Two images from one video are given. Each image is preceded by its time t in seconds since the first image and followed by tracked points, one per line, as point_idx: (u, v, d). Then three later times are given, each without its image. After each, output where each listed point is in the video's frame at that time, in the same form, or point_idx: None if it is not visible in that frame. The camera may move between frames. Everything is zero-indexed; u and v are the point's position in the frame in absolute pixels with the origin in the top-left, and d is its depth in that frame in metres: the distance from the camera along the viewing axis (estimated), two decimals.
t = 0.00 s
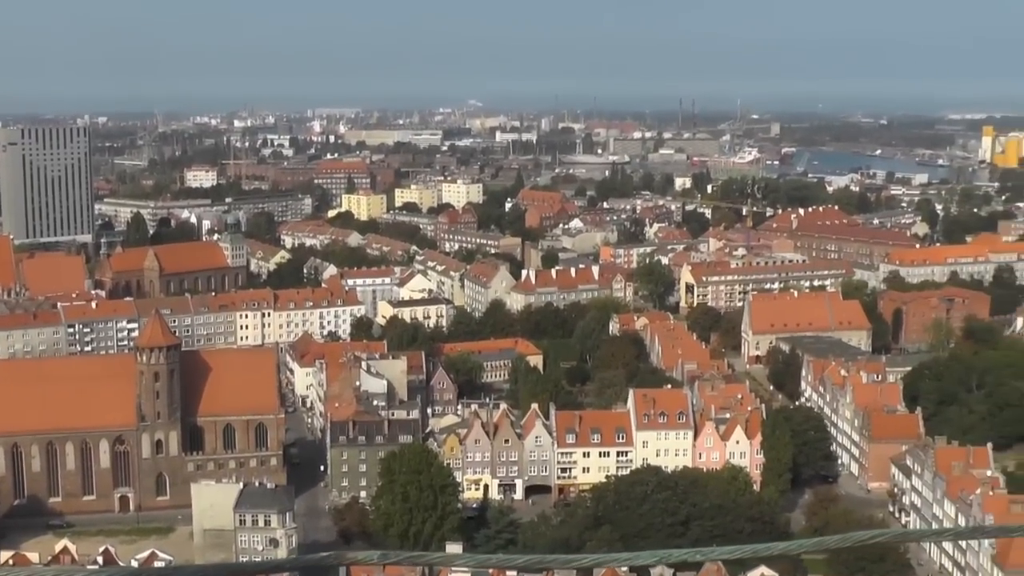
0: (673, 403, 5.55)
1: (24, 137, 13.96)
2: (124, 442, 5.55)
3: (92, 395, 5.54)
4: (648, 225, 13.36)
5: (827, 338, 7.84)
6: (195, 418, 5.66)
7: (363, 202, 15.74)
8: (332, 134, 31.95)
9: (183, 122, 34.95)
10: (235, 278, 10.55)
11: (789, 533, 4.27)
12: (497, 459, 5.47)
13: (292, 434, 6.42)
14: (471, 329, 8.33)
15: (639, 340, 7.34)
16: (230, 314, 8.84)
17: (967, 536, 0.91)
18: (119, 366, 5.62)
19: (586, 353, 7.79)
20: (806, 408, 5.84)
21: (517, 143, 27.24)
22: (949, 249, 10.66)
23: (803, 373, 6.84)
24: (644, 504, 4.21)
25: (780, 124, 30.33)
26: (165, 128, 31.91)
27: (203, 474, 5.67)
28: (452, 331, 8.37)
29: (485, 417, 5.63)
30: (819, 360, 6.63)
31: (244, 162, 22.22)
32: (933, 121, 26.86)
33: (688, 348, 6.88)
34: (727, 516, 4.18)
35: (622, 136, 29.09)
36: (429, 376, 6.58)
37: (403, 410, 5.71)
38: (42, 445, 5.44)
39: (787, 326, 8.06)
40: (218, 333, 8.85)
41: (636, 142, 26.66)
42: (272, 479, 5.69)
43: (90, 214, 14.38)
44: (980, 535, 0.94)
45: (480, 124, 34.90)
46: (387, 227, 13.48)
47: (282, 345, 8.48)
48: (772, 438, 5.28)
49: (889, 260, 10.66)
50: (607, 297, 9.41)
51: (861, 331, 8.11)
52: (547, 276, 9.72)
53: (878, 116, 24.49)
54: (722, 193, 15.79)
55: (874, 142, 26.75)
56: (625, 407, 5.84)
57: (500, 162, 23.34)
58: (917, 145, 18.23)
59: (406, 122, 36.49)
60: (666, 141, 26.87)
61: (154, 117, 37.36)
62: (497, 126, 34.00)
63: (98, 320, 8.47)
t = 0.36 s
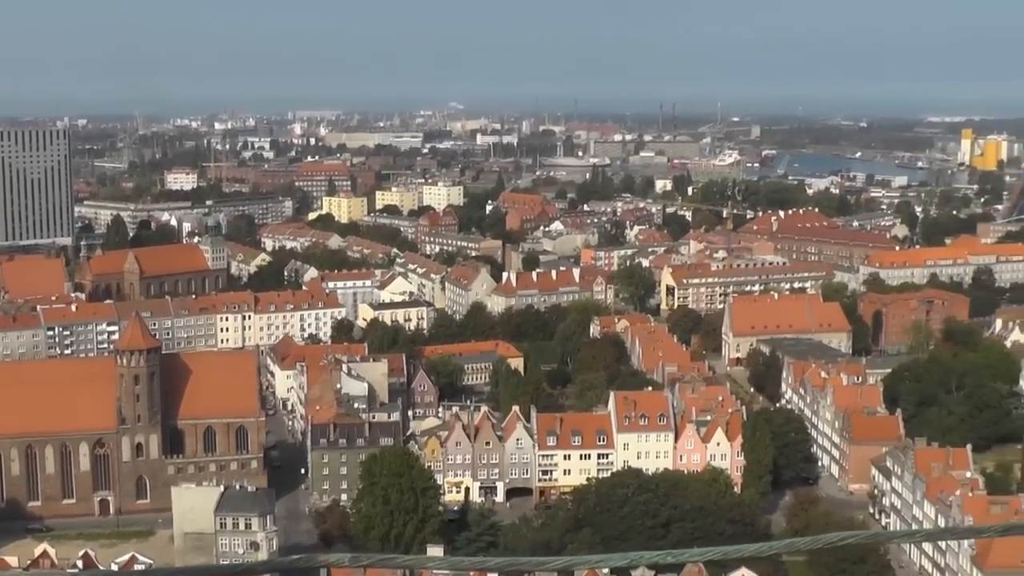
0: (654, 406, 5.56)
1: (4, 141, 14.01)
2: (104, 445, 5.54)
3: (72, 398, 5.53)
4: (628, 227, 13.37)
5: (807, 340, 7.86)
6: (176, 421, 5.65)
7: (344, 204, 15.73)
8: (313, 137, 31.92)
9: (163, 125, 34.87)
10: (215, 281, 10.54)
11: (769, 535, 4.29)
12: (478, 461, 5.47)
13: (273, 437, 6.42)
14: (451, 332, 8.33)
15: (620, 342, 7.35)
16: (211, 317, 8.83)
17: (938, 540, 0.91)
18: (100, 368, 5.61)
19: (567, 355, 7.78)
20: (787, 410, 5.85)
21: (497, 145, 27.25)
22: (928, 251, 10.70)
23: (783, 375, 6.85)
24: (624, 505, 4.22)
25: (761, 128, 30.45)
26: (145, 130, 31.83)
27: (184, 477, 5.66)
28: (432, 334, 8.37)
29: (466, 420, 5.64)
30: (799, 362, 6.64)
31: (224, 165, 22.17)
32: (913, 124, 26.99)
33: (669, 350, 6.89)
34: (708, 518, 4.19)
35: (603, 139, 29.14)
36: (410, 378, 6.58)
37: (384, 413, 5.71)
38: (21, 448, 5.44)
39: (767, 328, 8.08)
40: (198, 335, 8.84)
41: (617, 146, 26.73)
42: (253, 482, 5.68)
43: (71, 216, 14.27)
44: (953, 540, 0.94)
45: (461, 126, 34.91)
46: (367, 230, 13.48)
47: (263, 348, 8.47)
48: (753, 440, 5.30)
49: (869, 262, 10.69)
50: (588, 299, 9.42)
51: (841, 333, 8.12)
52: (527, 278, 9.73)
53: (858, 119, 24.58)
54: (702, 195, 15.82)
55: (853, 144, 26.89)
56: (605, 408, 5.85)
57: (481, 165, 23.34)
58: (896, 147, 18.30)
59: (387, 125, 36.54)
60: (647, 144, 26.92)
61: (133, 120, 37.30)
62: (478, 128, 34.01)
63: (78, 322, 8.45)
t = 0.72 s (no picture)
0: (635, 408, 5.56)
1: None
2: (84, 450, 5.52)
3: (52, 403, 5.51)
4: (609, 230, 13.39)
5: (788, 341, 7.88)
6: (156, 426, 5.65)
7: (325, 208, 15.71)
8: (293, 140, 31.82)
9: (144, 128, 34.72)
10: (196, 284, 10.52)
11: (750, 536, 4.31)
12: (460, 464, 5.47)
13: (254, 440, 6.40)
14: (433, 335, 8.33)
15: (601, 344, 7.36)
16: (192, 321, 8.80)
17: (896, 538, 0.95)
18: (80, 373, 5.60)
19: (548, 358, 7.79)
20: (768, 412, 5.86)
21: (478, 148, 27.25)
22: (908, 253, 10.74)
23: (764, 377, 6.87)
24: (606, 508, 4.24)
25: (742, 130, 30.53)
26: (125, 133, 31.70)
27: (165, 482, 5.65)
28: (414, 337, 8.37)
29: (448, 423, 5.64)
30: (780, 363, 6.66)
31: (205, 168, 22.10)
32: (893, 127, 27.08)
33: (650, 352, 6.90)
34: (689, 520, 4.20)
35: (584, 142, 29.15)
36: (392, 381, 6.58)
37: (365, 416, 5.70)
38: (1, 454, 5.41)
39: (747, 330, 8.10)
40: (179, 339, 8.81)
41: (598, 149, 26.76)
42: (234, 486, 5.67)
43: (50, 220, 14.22)
44: (920, 539, 0.97)
45: (443, 129, 34.91)
46: (348, 233, 13.47)
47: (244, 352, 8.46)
48: (734, 442, 5.32)
49: (849, 264, 10.73)
50: (569, 301, 9.43)
51: (822, 334, 8.15)
52: (509, 281, 9.73)
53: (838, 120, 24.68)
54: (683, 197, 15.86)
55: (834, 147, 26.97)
56: (587, 411, 5.86)
57: (462, 168, 23.32)
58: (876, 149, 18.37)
59: (368, 128, 36.49)
60: (628, 147, 26.98)
61: (114, 123, 37.15)
62: (459, 131, 34.02)
63: (58, 327, 8.43)
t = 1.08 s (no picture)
0: (616, 410, 5.57)
1: None
2: (63, 455, 5.50)
3: (30, 407, 5.49)
4: (589, 233, 13.41)
5: (767, 344, 7.91)
6: (136, 430, 5.63)
7: (305, 211, 15.69)
8: (273, 143, 31.75)
9: (122, 132, 34.58)
10: (176, 288, 10.46)
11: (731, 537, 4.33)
12: (441, 467, 5.47)
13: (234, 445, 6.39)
14: (413, 338, 8.33)
15: (582, 346, 7.37)
16: (171, 325, 8.79)
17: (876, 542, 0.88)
18: (59, 377, 5.58)
19: (529, 361, 7.79)
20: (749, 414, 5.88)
21: (458, 151, 27.27)
22: (887, 255, 10.79)
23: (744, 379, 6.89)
24: (588, 510, 4.25)
25: (721, 134, 30.64)
26: (104, 137, 31.59)
27: (145, 487, 5.63)
28: (394, 340, 8.37)
29: (429, 426, 5.64)
30: (760, 365, 6.68)
31: (184, 171, 22.03)
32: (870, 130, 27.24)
33: (631, 354, 6.91)
34: (671, 522, 4.21)
35: (563, 145, 29.20)
36: (372, 385, 6.57)
37: (346, 420, 5.70)
38: None
39: (727, 332, 8.12)
40: (159, 343, 8.77)
41: (578, 151, 26.81)
42: (215, 490, 5.64)
43: (28, 224, 14.15)
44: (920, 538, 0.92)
45: (422, 132, 34.89)
46: (328, 236, 13.45)
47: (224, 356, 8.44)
48: (714, 443, 5.34)
49: (828, 266, 10.77)
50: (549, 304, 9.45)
51: (801, 336, 8.18)
52: (489, 284, 9.73)
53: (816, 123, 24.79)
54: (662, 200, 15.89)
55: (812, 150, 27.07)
56: (567, 413, 5.86)
57: (442, 171, 23.32)
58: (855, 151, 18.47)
59: (347, 132, 36.47)
60: (608, 150, 27.03)
61: (93, 125, 37.00)
62: (438, 135, 34.00)
63: (36, 331, 8.38)
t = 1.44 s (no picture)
0: (596, 411, 5.58)
1: None
2: (44, 460, 5.49)
3: (11, 413, 5.49)
4: (568, 234, 13.43)
5: (748, 344, 7.93)
6: (117, 434, 5.64)
7: (285, 214, 15.67)
8: (253, 145, 31.66)
9: (102, 136, 34.42)
10: (156, 292, 10.50)
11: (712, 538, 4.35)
12: (422, 469, 5.49)
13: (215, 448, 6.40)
14: (393, 340, 8.35)
15: (563, 348, 7.38)
16: (152, 329, 8.80)
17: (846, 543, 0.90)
18: (39, 382, 5.58)
19: (509, 363, 7.81)
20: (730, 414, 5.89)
21: (438, 153, 27.25)
22: (867, 254, 10.83)
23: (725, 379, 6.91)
24: (569, 512, 4.27)
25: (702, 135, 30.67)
26: (83, 141, 31.46)
27: (127, 491, 5.65)
28: (374, 343, 8.38)
29: (410, 428, 5.65)
30: (741, 365, 6.69)
31: (164, 175, 21.97)
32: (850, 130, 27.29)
33: (611, 356, 6.93)
34: (651, 523, 4.23)
35: (545, 146, 29.19)
36: (352, 388, 6.58)
37: (327, 422, 5.71)
38: None
39: (708, 332, 8.14)
40: (139, 347, 8.81)
41: (559, 152, 26.82)
42: (197, 494, 5.69)
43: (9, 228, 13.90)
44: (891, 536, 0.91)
45: (404, 134, 34.83)
46: (309, 238, 13.44)
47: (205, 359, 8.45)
48: (695, 444, 5.35)
49: (808, 266, 10.80)
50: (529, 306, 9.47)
51: (781, 336, 8.20)
52: (470, 286, 9.74)
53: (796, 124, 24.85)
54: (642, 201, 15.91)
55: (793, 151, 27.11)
56: (548, 415, 5.87)
57: (422, 173, 23.32)
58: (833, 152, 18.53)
59: (328, 134, 36.41)
60: (588, 151, 27.04)
61: (73, 128, 36.82)
62: (419, 136, 33.94)
63: (16, 337, 8.38)
